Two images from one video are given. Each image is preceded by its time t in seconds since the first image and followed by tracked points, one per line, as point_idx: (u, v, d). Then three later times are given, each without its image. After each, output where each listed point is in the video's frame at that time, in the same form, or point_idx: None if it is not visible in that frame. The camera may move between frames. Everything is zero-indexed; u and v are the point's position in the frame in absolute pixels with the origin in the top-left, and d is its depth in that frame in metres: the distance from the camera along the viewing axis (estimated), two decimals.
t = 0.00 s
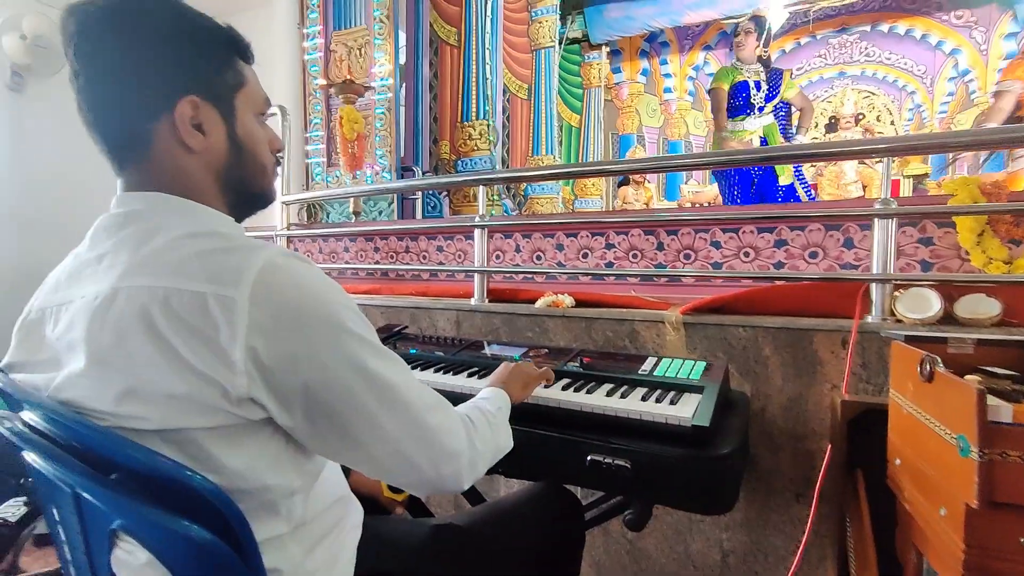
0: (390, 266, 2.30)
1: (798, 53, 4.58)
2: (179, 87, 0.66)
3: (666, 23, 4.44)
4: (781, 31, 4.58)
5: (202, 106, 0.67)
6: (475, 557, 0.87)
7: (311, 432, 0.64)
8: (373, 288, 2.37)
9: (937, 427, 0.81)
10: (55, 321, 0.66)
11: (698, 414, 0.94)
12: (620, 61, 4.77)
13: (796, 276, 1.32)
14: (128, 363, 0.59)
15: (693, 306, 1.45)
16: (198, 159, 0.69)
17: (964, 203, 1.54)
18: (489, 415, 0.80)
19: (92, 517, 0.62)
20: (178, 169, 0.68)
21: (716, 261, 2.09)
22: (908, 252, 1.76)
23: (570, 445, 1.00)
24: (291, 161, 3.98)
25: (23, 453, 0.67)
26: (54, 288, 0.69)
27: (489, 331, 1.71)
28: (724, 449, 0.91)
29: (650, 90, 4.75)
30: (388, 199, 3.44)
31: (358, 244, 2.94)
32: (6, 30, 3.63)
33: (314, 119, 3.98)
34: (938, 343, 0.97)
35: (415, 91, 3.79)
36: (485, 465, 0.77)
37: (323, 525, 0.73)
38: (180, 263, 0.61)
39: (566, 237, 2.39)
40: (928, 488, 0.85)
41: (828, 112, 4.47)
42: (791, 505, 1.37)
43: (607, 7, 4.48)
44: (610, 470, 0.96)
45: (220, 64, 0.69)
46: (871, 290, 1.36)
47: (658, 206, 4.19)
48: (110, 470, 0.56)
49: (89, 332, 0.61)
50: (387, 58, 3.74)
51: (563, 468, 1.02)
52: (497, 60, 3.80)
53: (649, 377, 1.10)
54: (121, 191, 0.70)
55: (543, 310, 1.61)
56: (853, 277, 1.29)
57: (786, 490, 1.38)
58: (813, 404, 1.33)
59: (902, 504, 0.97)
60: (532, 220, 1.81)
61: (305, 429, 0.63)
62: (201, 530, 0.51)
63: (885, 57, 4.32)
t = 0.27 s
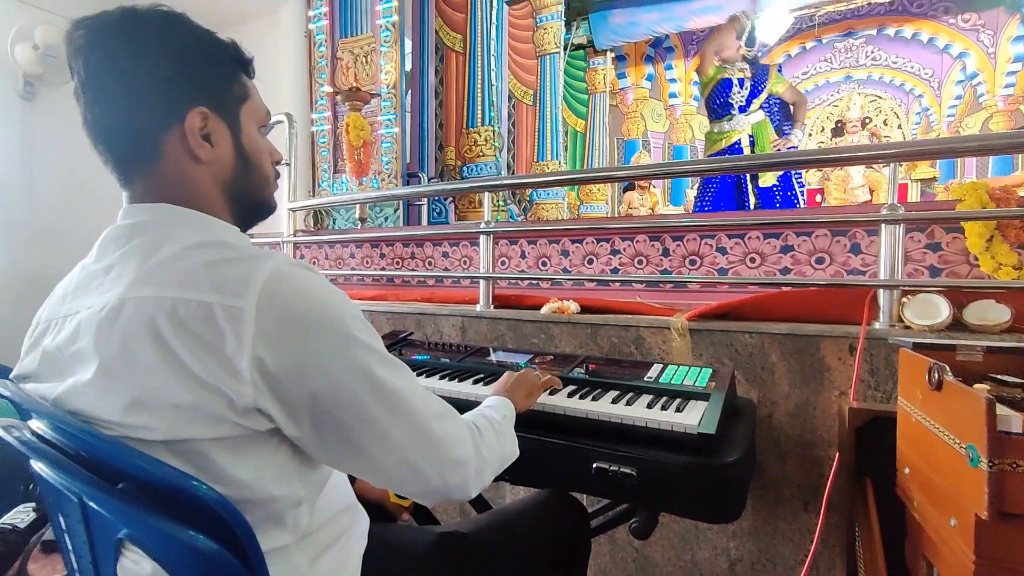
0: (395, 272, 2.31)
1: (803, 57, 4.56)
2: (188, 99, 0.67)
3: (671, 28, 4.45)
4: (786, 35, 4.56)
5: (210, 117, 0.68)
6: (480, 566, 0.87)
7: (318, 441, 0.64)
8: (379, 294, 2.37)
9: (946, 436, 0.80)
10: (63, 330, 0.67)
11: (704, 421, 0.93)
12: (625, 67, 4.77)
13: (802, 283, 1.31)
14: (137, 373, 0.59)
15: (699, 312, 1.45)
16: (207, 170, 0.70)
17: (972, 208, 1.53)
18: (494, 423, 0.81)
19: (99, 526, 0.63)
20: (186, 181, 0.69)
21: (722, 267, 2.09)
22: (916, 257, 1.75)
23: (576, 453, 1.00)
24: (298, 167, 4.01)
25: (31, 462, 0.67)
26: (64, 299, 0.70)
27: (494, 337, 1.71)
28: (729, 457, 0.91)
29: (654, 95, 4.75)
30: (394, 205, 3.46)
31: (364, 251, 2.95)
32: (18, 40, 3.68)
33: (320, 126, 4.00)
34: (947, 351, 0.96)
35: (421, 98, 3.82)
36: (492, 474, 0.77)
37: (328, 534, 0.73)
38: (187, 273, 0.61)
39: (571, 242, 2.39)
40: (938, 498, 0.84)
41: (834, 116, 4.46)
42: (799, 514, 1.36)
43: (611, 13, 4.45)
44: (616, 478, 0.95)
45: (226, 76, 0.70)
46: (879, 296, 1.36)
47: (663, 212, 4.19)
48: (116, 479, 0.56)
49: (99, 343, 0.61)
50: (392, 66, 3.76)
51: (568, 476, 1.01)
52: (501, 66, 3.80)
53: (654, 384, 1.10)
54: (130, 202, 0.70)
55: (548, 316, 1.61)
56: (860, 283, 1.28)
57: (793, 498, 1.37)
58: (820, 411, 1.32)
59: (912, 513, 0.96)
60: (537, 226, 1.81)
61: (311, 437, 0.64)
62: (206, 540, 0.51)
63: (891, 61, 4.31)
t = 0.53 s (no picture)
0: (403, 278, 2.32)
1: (811, 63, 4.56)
2: (202, 108, 0.68)
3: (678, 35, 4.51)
4: (794, 41, 4.57)
5: (225, 127, 0.69)
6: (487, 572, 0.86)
7: (325, 448, 0.64)
8: (386, 301, 2.38)
9: (958, 445, 0.79)
10: (79, 335, 0.68)
11: (712, 428, 0.93)
12: (631, 73, 4.76)
13: (811, 289, 1.31)
14: (151, 379, 0.60)
15: (706, 319, 1.44)
16: (220, 179, 0.71)
17: (983, 213, 1.52)
18: (499, 432, 0.80)
19: (112, 529, 0.63)
20: (199, 189, 0.70)
21: (729, 273, 2.08)
22: (927, 263, 1.74)
23: (583, 460, 1.00)
24: (307, 174, 4.03)
25: (46, 465, 0.68)
26: (80, 304, 0.71)
27: (501, 343, 1.71)
28: (737, 464, 0.90)
29: (661, 102, 4.76)
30: (401, 212, 3.47)
31: (371, 257, 2.96)
32: (36, 51, 3.75)
33: (330, 133, 4.04)
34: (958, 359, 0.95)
35: (429, 106, 3.83)
36: (496, 481, 0.77)
37: (336, 539, 0.74)
38: (199, 280, 0.62)
39: (579, 249, 2.39)
40: (950, 508, 0.83)
41: (842, 122, 4.46)
42: (809, 522, 1.35)
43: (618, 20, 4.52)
44: (623, 485, 0.95)
45: (239, 86, 0.71)
46: (889, 303, 1.35)
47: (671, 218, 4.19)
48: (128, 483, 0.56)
49: (114, 348, 0.62)
50: (401, 74, 3.79)
51: (575, 483, 1.01)
52: (509, 73, 3.80)
53: (662, 391, 1.09)
54: (145, 210, 0.71)
55: (555, 322, 1.61)
56: (870, 290, 1.27)
57: (803, 506, 1.36)
58: (830, 418, 1.31)
59: (924, 523, 0.95)
60: (544, 233, 1.81)
61: (318, 444, 0.64)
62: (216, 542, 0.52)
63: (900, 66, 4.30)
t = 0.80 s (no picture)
0: (408, 282, 2.32)
1: (816, 65, 4.52)
2: (209, 115, 0.68)
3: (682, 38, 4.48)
4: (799, 44, 4.52)
5: (233, 133, 0.70)
6: None
7: (332, 452, 0.65)
8: (391, 304, 2.39)
9: (966, 449, 0.79)
10: (87, 341, 0.68)
11: (717, 433, 0.92)
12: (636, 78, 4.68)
13: (817, 293, 1.30)
14: (159, 385, 0.61)
15: (711, 322, 1.44)
16: (228, 185, 0.71)
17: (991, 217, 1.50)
18: (507, 434, 0.80)
19: (118, 534, 0.63)
20: (206, 195, 0.70)
21: (734, 277, 2.08)
22: (933, 267, 1.73)
23: (588, 464, 1.00)
24: (312, 179, 4.06)
25: (53, 470, 0.68)
26: (87, 310, 0.72)
27: (506, 347, 1.71)
28: (743, 469, 0.90)
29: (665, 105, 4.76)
30: (406, 215, 3.50)
31: (377, 260, 2.98)
32: (45, 58, 3.78)
33: (335, 137, 4.06)
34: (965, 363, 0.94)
35: (433, 112, 3.87)
36: (504, 483, 0.77)
37: (341, 544, 0.74)
38: (206, 286, 0.62)
39: (583, 253, 2.39)
40: (958, 513, 0.82)
41: (848, 125, 4.45)
42: (816, 528, 1.34)
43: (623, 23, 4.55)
44: (627, 490, 0.95)
45: (245, 93, 0.72)
46: (895, 306, 1.34)
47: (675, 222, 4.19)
48: (134, 488, 0.57)
49: (123, 355, 0.63)
50: (407, 79, 3.78)
51: (580, 488, 1.01)
52: (513, 77, 3.81)
53: (667, 395, 1.09)
54: (151, 216, 0.72)
55: (560, 326, 1.61)
56: (876, 294, 1.27)
57: (810, 512, 1.35)
58: (836, 423, 1.30)
59: (932, 529, 0.94)
60: (548, 237, 1.81)
61: (326, 448, 0.64)
62: (222, 547, 0.52)
63: (905, 68, 4.27)
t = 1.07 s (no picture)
0: (412, 285, 2.33)
1: (820, 67, 4.52)
2: (215, 120, 0.69)
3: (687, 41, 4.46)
4: (803, 46, 4.51)
5: (241, 139, 0.71)
6: None
7: (338, 453, 0.64)
8: (396, 308, 2.39)
9: (974, 454, 0.78)
10: (92, 346, 0.69)
11: (722, 437, 0.92)
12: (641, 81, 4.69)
13: (823, 295, 1.29)
14: (164, 389, 0.61)
15: (717, 325, 1.43)
16: (233, 190, 0.72)
17: (998, 219, 1.48)
18: (512, 429, 0.80)
19: (124, 537, 0.64)
20: (211, 200, 0.71)
21: (740, 280, 2.07)
22: (941, 269, 1.72)
23: (592, 468, 0.99)
24: (317, 183, 4.08)
25: (60, 474, 0.69)
26: (93, 315, 0.72)
27: (510, 351, 1.71)
28: (749, 473, 0.89)
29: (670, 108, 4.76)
30: (411, 219, 3.51)
31: (381, 264, 2.98)
32: (54, 64, 3.82)
33: (340, 142, 4.08)
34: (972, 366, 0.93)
35: (437, 113, 3.92)
36: (508, 481, 0.77)
37: (345, 547, 0.74)
38: (211, 289, 0.63)
39: (587, 256, 2.39)
40: (967, 518, 0.81)
41: (853, 126, 4.44)
42: (823, 532, 1.33)
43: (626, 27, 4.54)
44: (632, 494, 0.94)
45: (252, 99, 0.72)
46: (902, 309, 1.33)
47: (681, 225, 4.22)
48: (139, 491, 0.57)
49: (129, 359, 0.63)
50: (410, 83, 3.80)
51: (584, 491, 1.00)
52: (517, 80, 3.81)
53: (672, 398, 1.09)
54: (156, 221, 0.72)
55: (564, 329, 1.60)
56: (882, 296, 1.26)
57: (817, 516, 1.34)
58: (843, 427, 1.29)
59: (940, 533, 0.93)
60: (552, 240, 1.81)
61: (332, 450, 0.64)
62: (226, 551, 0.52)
63: (911, 69, 4.27)
